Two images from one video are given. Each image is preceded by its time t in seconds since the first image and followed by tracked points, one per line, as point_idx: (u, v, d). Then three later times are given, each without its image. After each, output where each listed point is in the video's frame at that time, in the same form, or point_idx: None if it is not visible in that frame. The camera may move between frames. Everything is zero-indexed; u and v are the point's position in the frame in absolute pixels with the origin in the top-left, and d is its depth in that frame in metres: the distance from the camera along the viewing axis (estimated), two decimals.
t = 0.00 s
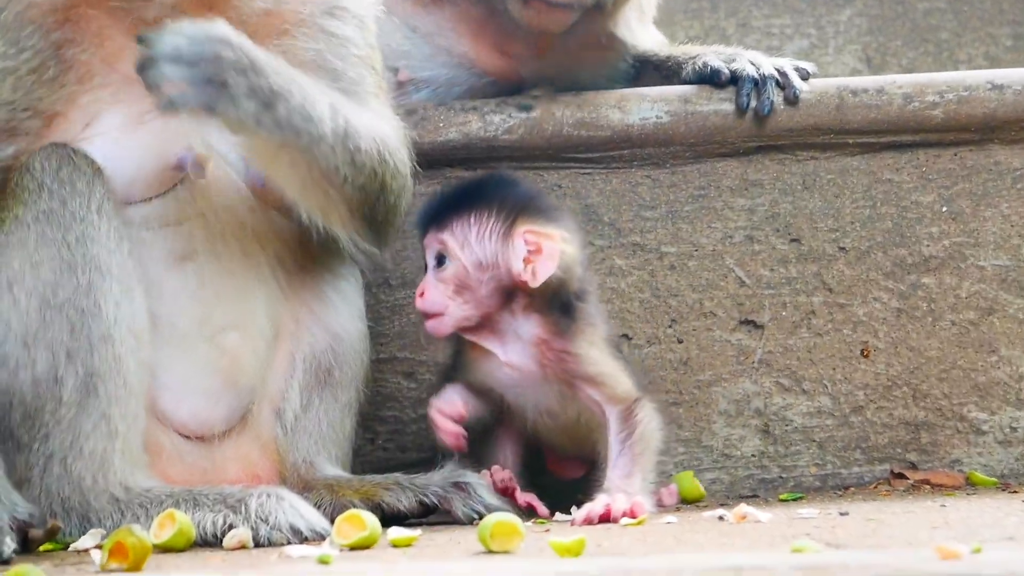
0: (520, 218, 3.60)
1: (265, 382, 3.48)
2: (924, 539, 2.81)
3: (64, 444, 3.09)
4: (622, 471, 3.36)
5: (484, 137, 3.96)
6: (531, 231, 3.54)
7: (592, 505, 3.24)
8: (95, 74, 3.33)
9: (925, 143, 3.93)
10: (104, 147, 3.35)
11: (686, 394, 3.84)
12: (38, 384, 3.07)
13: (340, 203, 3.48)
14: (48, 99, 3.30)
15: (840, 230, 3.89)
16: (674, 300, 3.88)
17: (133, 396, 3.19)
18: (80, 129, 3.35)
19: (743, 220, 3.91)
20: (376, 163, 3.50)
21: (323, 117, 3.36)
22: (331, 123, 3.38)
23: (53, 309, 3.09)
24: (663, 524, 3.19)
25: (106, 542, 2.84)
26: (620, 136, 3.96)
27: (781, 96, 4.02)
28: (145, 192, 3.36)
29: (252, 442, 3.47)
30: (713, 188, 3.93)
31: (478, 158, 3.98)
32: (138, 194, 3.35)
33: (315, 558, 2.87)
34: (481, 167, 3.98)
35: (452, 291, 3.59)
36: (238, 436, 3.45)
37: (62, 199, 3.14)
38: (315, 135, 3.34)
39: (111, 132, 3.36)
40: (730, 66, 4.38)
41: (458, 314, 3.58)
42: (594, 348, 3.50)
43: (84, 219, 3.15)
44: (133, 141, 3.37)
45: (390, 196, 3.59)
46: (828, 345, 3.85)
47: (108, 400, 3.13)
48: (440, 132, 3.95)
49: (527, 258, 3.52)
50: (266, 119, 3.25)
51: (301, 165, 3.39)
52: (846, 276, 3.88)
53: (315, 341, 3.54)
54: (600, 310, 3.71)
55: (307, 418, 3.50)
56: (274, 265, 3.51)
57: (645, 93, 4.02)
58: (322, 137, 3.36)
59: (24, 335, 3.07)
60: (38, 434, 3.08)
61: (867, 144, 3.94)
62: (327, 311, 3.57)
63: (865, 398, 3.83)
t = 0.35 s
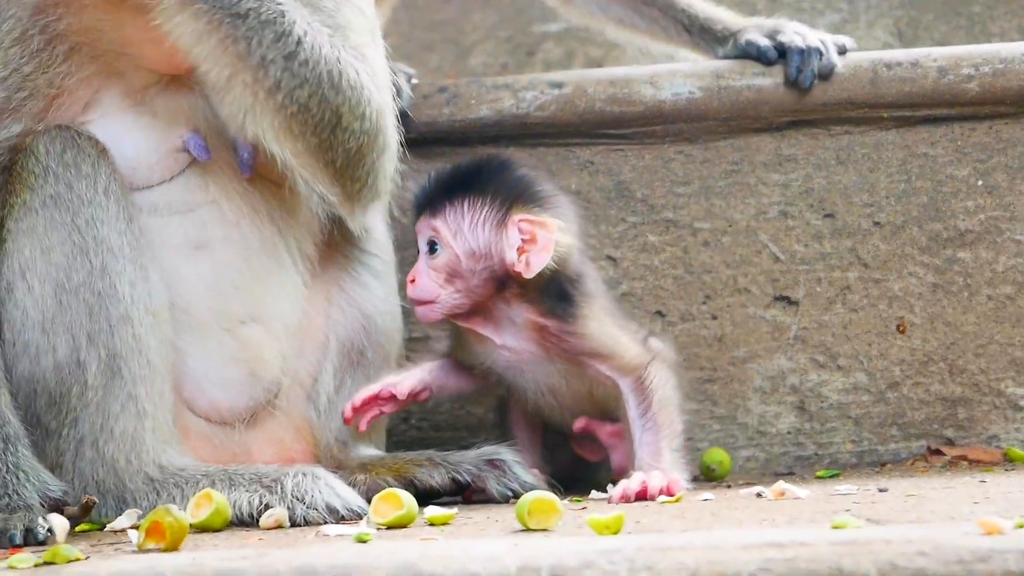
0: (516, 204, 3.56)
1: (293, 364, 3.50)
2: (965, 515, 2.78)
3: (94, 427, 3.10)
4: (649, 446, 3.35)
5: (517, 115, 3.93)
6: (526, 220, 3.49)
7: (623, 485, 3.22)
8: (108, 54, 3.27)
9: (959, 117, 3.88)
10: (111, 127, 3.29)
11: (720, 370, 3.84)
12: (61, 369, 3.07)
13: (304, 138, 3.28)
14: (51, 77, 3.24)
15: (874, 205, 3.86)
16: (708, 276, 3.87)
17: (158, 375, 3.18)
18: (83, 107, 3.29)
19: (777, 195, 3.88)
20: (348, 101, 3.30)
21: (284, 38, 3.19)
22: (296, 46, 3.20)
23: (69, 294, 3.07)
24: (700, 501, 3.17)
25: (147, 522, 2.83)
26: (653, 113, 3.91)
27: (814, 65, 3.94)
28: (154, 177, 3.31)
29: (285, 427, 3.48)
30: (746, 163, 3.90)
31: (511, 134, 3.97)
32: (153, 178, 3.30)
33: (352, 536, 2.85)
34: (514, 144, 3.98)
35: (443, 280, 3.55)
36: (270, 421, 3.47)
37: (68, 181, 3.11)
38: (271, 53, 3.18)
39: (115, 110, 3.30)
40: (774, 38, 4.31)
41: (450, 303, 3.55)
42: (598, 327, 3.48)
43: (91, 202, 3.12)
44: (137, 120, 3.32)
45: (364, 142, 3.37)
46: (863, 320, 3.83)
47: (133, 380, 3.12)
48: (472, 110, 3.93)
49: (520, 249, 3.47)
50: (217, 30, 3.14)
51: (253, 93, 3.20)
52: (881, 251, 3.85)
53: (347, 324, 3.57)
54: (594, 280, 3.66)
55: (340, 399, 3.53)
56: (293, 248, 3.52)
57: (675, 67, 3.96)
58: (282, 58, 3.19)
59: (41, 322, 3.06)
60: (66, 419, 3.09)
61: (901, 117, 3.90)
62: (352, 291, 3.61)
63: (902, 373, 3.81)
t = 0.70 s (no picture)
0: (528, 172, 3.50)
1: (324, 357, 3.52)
2: (1009, 502, 2.77)
3: (129, 423, 3.10)
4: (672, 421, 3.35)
5: (550, 104, 3.93)
6: (531, 193, 3.42)
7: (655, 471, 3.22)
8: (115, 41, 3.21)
9: (995, 103, 3.85)
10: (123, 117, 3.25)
11: (757, 359, 3.83)
12: (91, 366, 3.06)
13: (277, 96, 3.21)
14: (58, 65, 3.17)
15: (911, 192, 3.84)
16: (744, 265, 3.86)
17: (189, 367, 3.18)
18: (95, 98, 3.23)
19: (813, 183, 3.86)
20: (325, 59, 3.24)
21: None
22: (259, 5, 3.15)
23: (95, 291, 3.06)
24: (739, 489, 3.16)
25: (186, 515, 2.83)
26: (688, 101, 3.90)
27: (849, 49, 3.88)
28: (172, 167, 3.28)
29: (321, 419, 3.50)
30: (781, 151, 3.88)
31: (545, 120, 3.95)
32: (168, 168, 3.27)
33: (394, 528, 2.83)
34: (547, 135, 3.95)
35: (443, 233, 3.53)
36: (303, 415, 3.47)
37: (89, 179, 3.08)
38: (229, 14, 3.12)
39: (127, 100, 3.25)
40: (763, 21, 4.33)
41: (449, 262, 3.51)
42: (609, 293, 3.47)
43: (113, 198, 3.10)
44: (150, 110, 3.27)
45: (350, 101, 3.31)
46: (900, 308, 3.82)
47: (164, 375, 3.12)
48: (506, 100, 3.96)
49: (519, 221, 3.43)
50: None
51: (213, 56, 3.14)
52: (917, 238, 3.83)
53: (382, 318, 3.62)
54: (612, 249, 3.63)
55: (375, 392, 3.59)
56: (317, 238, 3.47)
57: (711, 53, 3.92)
58: (240, 19, 3.13)
59: (70, 320, 3.06)
60: (101, 416, 3.09)
61: (938, 104, 3.86)
62: (383, 282, 3.64)
63: (939, 360, 3.79)
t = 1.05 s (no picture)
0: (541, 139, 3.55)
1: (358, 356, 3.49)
2: None
3: (165, 425, 3.09)
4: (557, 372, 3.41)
5: (581, 103, 3.90)
6: (540, 153, 3.51)
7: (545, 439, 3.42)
8: (139, 40, 3.21)
9: None
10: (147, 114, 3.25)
11: (791, 357, 3.82)
12: (127, 368, 3.06)
13: (297, 83, 3.23)
14: (85, 64, 3.15)
15: (945, 189, 3.83)
16: (778, 264, 3.85)
17: (224, 369, 3.16)
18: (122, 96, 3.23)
19: (847, 181, 3.86)
20: (342, 50, 3.25)
21: None
22: None
23: (129, 294, 3.05)
24: (777, 490, 3.15)
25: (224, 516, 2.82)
26: (721, 101, 3.87)
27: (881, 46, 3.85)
28: (198, 161, 3.28)
29: (357, 421, 3.47)
30: (814, 150, 3.87)
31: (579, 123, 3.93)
32: (190, 166, 3.27)
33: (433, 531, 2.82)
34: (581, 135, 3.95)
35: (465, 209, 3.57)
36: (337, 416, 3.45)
37: (121, 182, 3.07)
38: None
39: (151, 97, 3.26)
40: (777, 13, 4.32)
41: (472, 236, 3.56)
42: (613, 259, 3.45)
43: (146, 201, 3.08)
44: (172, 107, 3.27)
45: (369, 93, 3.31)
46: (935, 306, 3.81)
47: (200, 377, 3.11)
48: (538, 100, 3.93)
49: (528, 181, 3.49)
50: None
51: (233, 41, 3.18)
52: (952, 236, 3.81)
53: (416, 317, 3.54)
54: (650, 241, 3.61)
55: (411, 392, 3.51)
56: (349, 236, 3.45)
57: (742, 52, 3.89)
58: (257, 2, 3.17)
59: (104, 322, 3.05)
60: (137, 418, 3.08)
61: (972, 101, 3.84)
62: (417, 279, 3.57)
63: (975, 358, 3.79)
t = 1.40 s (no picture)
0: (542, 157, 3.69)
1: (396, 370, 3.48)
2: None
3: (205, 437, 3.08)
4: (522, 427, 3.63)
5: (616, 113, 3.89)
6: (535, 164, 3.66)
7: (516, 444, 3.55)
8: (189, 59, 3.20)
9: None
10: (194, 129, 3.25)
11: (826, 367, 3.83)
12: (166, 380, 3.05)
13: (342, 121, 3.23)
14: (137, 77, 3.15)
15: (981, 198, 3.83)
16: (813, 272, 3.86)
17: (263, 381, 3.14)
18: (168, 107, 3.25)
19: (882, 189, 3.86)
20: (388, 93, 3.25)
21: (312, 19, 3.16)
22: (327, 24, 3.17)
23: (168, 307, 3.04)
24: (817, 501, 3.14)
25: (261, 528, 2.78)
26: (756, 108, 3.87)
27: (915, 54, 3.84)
28: (239, 178, 3.28)
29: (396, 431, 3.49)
30: (849, 158, 3.86)
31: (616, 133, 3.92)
32: (230, 183, 3.27)
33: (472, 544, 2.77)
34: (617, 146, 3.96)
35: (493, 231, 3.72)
36: (374, 428, 3.45)
37: (160, 195, 3.07)
38: (293, 37, 3.15)
39: (198, 112, 3.26)
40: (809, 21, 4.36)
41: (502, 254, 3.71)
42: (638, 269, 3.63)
43: (185, 214, 3.08)
44: (218, 121, 3.28)
45: (413, 134, 3.31)
46: (972, 314, 3.81)
47: (239, 389, 3.09)
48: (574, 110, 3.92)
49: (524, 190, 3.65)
50: (232, 17, 3.13)
51: (280, 79, 3.18)
52: (988, 244, 3.82)
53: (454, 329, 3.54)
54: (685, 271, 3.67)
55: (448, 405, 3.58)
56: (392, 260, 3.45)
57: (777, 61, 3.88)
58: (306, 42, 3.16)
59: (143, 334, 3.05)
60: (177, 430, 3.08)
61: (1008, 109, 3.84)
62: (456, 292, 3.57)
63: (1012, 367, 3.81)
